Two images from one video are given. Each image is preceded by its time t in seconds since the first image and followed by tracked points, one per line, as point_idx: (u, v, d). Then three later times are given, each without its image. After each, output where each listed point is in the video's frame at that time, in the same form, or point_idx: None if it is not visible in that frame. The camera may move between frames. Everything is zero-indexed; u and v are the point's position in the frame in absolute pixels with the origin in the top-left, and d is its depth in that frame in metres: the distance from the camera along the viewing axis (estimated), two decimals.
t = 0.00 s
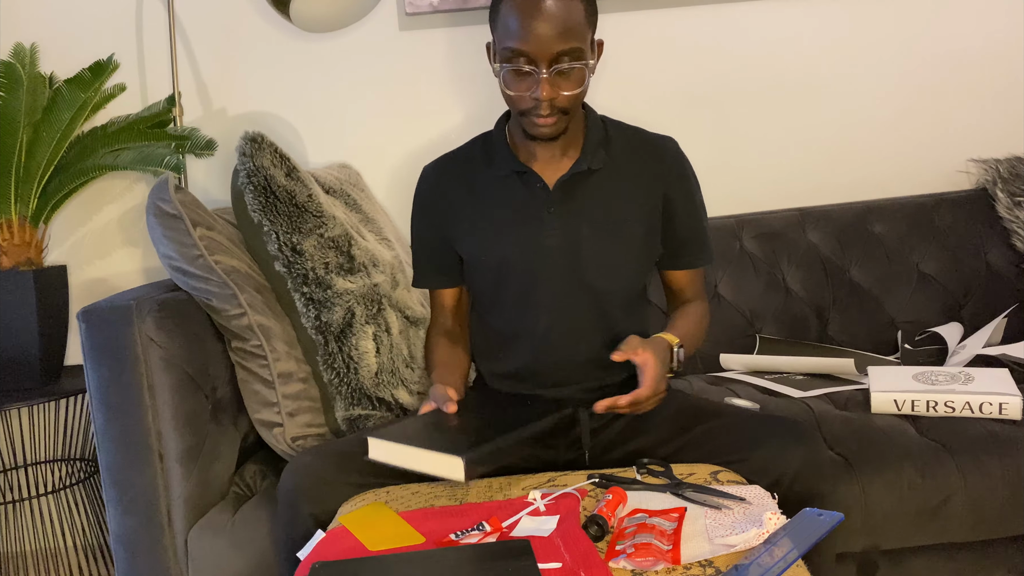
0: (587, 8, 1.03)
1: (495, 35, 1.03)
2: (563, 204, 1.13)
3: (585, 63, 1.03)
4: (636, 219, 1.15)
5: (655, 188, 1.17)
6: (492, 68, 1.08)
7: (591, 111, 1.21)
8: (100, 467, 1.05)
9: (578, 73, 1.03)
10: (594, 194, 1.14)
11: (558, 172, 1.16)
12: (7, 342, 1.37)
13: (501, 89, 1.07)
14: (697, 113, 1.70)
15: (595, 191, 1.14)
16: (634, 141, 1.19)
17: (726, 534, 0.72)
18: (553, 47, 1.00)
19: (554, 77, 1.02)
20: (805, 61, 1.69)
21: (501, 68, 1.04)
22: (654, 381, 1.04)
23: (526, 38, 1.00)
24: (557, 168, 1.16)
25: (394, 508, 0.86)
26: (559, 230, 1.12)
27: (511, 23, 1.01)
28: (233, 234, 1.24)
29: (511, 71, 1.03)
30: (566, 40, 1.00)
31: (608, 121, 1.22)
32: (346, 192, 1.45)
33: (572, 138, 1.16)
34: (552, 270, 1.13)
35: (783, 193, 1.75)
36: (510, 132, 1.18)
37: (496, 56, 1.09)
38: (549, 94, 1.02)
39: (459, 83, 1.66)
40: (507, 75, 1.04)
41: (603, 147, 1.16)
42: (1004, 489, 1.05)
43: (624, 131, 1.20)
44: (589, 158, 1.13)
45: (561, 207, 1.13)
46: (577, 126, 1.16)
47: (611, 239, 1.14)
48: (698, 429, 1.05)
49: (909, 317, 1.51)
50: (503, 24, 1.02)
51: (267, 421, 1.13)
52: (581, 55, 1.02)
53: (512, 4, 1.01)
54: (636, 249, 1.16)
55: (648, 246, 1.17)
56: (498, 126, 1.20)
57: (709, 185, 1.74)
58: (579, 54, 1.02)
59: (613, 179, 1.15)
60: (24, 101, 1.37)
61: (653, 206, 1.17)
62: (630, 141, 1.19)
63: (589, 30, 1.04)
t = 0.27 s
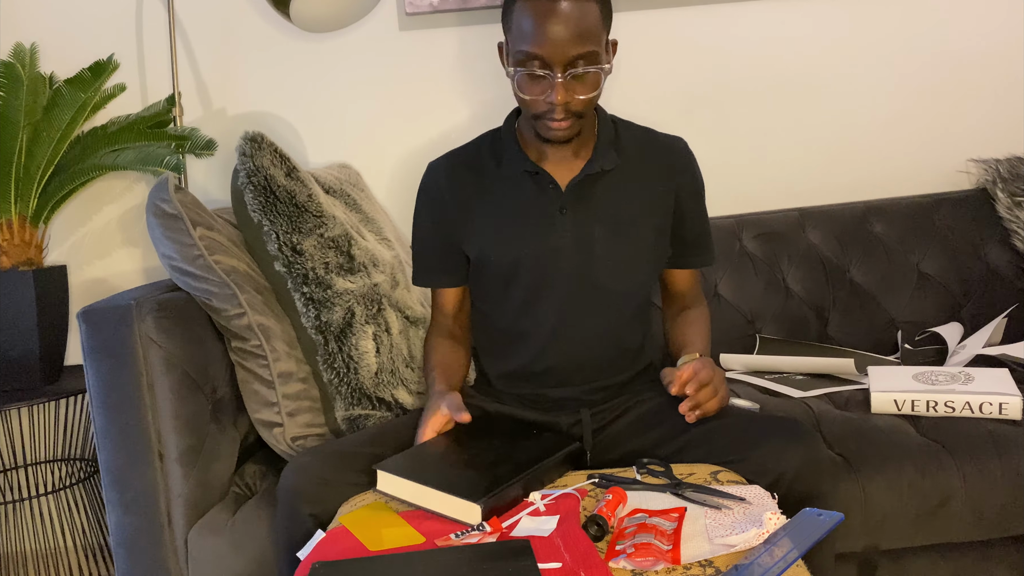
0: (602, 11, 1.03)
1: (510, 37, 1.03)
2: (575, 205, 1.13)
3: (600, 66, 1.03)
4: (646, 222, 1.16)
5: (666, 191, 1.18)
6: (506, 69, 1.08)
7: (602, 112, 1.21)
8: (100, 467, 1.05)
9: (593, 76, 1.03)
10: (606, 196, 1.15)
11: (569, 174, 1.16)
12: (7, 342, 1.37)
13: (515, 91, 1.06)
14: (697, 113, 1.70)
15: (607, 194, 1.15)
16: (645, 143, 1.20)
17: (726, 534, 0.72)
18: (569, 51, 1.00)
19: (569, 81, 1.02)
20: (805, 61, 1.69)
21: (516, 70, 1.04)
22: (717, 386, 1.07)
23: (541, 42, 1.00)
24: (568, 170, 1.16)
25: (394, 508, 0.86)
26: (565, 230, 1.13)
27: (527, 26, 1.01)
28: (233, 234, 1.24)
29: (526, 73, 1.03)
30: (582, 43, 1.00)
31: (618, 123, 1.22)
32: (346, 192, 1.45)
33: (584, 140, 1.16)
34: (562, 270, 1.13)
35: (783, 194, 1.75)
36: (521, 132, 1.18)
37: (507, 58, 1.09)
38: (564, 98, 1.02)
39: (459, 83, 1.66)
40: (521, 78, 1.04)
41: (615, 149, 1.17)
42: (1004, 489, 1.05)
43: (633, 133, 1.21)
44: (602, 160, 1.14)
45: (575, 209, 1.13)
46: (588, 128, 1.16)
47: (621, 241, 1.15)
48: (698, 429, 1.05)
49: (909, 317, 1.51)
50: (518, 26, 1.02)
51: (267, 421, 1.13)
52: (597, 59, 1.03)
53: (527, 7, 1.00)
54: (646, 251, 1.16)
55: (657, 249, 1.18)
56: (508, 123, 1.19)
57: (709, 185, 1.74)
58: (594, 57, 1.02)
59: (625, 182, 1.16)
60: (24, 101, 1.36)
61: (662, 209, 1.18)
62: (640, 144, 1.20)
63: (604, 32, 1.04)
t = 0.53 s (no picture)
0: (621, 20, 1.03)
1: (527, 41, 1.03)
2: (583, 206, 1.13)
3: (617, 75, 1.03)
4: (654, 224, 1.16)
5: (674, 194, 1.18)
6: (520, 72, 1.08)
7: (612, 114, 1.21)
8: (100, 467, 1.05)
9: (608, 84, 1.03)
10: (615, 198, 1.15)
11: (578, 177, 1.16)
12: (7, 342, 1.37)
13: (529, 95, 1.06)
14: (698, 113, 1.70)
15: (616, 196, 1.15)
16: (655, 145, 1.20)
17: (726, 534, 0.72)
18: (586, 58, 1.00)
19: (584, 89, 1.02)
20: (805, 61, 1.69)
21: (531, 74, 1.03)
22: (714, 389, 1.07)
23: (558, 48, 1.00)
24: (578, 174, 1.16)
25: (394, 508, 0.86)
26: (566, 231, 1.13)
27: (544, 31, 1.00)
28: (232, 233, 1.24)
29: (541, 78, 1.02)
30: (599, 51, 1.00)
31: (629, 124, 1.22)
32: (346, 192, 1.45)
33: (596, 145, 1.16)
34: (563, 270, 1.13)
35: (783, 194, 1.75)
36: (531, 133, 1.18)
37: (523, 60, 1.09)
38: (579, 104, 1.02)
39: (460, 83, 1.66)
40: (536, 82, 1.03)
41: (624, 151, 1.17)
42: (1004, 489, 1.05)
43: (643, 135, 1.21)
44: (612, 162, 1.14)
45: (583, 209, 1.13)
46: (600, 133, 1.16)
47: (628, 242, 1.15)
48: (698, 430, 1.05)
49: (909, 317, 1.51)
50: (535, 30, 1.02)
51: (267, 421, 1.12)
52: (613, 67, 1.03)
53: (545, 12, 1.00)
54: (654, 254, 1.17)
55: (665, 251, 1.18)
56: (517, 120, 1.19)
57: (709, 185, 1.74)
58: (611, 65, 1.02)
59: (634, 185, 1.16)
60: (24, 101, 1.37)
61: (670, 212, 1.18)
62: (649, 146, 1.20)
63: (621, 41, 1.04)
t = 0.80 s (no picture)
0: (652, 24, 1.03)
1: (555, 38, 1.03)
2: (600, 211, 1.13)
3: (644, 78, 1.03)
4: (671, 230, 1.17)
5: (694, 202, 1.18)
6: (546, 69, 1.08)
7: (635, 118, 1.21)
8: (100, 467, 1.05)
9: (635, 87, 1.03)
10: (634, 205, 1.14)
11: (597, 178, 1.16)
12: (7, 342, 1.37)
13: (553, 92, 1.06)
14: (698, 113, 1.70)
15: (635, 203, 1.15)
16: (675, 151, 1.20)
17: (726, 534, 0.72)
18: (614, 59, 1.00)
19: (610, 90, 1.01)
20: (805, 61, 1.69)
21: (557, 72, 1.03)
22: (715, 389, 1.07)
23: (588, 47, 0.99)
24: (596, 175, 1.16)
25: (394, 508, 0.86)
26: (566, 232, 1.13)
27: (574, 29, 1.00)
28: (233, 233, 1.24)
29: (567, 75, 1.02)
30: (628, 53, 1.00)
31: (651, 129, 1.22)
32: (346, 192, 1.45)
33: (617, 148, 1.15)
34: (564, 270, 1.13)
35: (783, 194, 1.75)
36: (552, 132, 1.18)
37: (549, 57, 1.09)
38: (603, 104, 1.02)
39: (460, 83, 1.66)
40: (562, 79, 1.03)
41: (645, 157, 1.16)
42: (1004, 489, 1.05)
43: (665, 141, 1.21)
44: (633, 167, 1.14)
45: (601, 216, 1.13)
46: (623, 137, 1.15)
47: (644, 249, 1.15)
48: (698, 430, 1.05)
49: (909, 317, 1.51)
50: (565, 28, 1.02)
51: (267, 421, 1.13)
52: (641, 70, 1.02)
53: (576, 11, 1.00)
54: (668, 259, 1.17)
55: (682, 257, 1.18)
56: (539, 117, 1.19)
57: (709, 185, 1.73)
58: (639, 68, 1.02)
59: (653, 191, 1.16)
60: (24, 101, 1.37)
61: (688, 219, 1.18)
62: (669, 152, 1.19)
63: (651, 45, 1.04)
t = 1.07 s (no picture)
0: (674, 35, 1.03)
1: (577, 43, 1.03)
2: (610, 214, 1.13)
3: (663, 89, 1.03)
4: (684, 238, 1.16)
5: (708, 210, 1.18)
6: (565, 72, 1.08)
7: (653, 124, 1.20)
8: (100, 467, 1.05)
9: (652, 98, 1.03)
10: (647, 212, 1.14)
11: (609, 184, 1.16)
12: (7, 342, 1.37)
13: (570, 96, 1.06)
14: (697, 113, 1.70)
15: (648, 209, 1.14)
16: (692, 158, 1.19)
17: (726, 534, 0.72)
18: (634, 68, 1.00)
19: (628, 98, 1.01)
20: (805, 61, 1.69)
21: (576, 77, 1.03)
22: (711, 390, 1.07)
23: (608, 54, 0.99)
24: (608, 181, 1.16)
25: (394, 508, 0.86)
26: (567, 232, 1.13)
27: (595, 35, 1.00)
28: (233, 233, 1.24)
29: (586, 81, 1.02)
30: (649, 63, 1.00)
31: (668, 134, 1.22)
32: (346, 192, 1.45)
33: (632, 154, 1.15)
34: (564, 270, 1.13)
35: (783, 193, 1.75)
36: (567, 135, 1.17)
37: (568, 60, 1.08)
38: (620, 113, 1.02)
39: (461, 83, 1.66)
40: (580, 84, 1.03)
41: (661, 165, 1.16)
42: (1004, 489, 1.05)
43: (681, 146, 1.20)
44: (648, 174, 1.14)
45: (612, 220, 1.13)
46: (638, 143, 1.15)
47: (654, 253, 1.15)
48: (698, 430, 1.05)
49: (909, 317, 1.51)
50: (586, 34, 1.01)
51: (267, 421, 1.13)
52: (660, 80, 1.02)
53: (599, 18, 1.00)
54: (679, 266, 1.17)
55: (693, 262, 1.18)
56: (554, 117, 1.19)
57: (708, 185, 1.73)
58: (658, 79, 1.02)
59: (666, 198, 1.16)
60: (24, 101, 1.37)
61: (701, 227, 1.18)
62: (684, 159, 1.19)
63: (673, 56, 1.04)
